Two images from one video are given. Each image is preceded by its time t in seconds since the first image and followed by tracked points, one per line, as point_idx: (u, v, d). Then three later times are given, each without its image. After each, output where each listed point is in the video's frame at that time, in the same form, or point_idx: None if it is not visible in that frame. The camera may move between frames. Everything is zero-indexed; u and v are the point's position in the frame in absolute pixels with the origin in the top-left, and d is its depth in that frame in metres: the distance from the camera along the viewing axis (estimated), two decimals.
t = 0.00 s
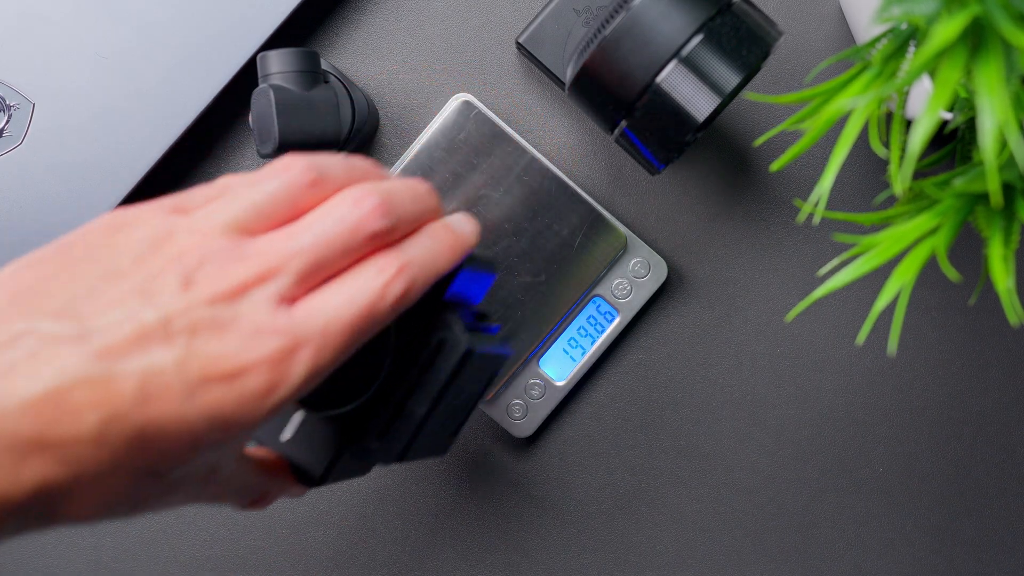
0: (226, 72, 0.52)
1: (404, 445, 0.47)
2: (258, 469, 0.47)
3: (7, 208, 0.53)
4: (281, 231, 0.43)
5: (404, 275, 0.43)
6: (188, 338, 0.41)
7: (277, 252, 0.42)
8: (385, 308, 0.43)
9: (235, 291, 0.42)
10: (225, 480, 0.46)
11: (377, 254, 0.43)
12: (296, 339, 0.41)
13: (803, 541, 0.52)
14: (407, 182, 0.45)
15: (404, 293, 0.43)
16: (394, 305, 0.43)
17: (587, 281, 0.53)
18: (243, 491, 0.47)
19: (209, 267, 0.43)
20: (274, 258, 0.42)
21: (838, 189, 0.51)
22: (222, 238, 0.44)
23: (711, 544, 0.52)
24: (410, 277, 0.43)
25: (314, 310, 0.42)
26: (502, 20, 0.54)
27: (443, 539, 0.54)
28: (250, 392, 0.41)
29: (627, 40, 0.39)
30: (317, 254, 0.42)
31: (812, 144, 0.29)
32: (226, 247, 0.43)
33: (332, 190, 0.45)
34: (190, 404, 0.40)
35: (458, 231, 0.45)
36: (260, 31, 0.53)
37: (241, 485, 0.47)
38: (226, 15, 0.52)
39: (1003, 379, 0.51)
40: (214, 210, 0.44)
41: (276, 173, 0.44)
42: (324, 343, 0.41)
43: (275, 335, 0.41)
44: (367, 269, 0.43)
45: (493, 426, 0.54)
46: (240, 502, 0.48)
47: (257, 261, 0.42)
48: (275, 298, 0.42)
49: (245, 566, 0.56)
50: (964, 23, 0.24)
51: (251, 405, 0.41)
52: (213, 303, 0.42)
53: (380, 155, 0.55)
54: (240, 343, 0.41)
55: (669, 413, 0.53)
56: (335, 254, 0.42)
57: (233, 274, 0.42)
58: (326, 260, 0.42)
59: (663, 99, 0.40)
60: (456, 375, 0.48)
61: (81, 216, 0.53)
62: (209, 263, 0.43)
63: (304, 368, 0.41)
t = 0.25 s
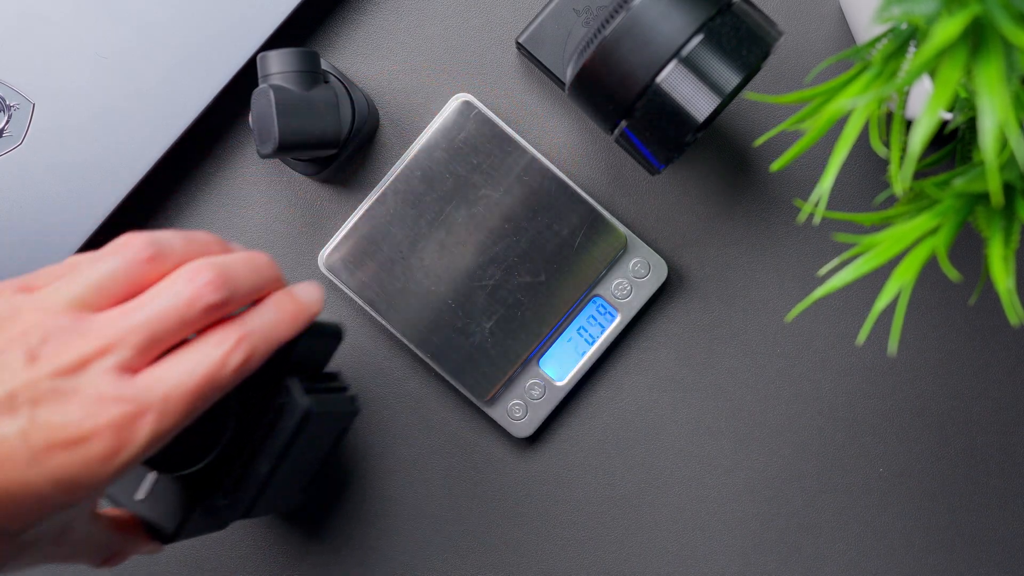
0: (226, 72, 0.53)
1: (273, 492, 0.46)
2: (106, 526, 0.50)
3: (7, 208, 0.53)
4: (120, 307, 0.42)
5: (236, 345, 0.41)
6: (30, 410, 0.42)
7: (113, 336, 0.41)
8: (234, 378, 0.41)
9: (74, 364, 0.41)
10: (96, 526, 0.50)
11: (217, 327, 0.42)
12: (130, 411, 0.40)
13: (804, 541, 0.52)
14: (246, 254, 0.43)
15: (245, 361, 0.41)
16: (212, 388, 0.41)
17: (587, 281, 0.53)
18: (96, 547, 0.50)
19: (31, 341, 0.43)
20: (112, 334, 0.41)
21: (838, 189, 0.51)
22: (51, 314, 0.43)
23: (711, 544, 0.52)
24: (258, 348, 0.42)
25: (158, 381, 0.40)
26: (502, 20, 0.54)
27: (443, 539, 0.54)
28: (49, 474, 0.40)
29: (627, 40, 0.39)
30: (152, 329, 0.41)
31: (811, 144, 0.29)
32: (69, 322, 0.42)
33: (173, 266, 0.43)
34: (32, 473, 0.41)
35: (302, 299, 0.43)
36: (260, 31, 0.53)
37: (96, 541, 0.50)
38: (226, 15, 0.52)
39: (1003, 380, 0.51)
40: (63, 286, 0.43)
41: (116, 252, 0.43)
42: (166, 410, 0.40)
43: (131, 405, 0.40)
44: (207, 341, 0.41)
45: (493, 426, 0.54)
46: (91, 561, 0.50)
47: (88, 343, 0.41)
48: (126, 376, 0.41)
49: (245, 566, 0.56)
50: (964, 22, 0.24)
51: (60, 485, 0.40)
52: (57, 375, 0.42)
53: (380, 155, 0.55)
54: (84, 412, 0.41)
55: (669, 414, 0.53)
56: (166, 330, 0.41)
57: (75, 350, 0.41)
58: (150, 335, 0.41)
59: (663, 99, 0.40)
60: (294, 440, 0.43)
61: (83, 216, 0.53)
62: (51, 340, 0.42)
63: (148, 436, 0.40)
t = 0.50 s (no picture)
0: (226, 72, 0.53)
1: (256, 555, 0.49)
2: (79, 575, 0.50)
3: (6, 208, 0.53)
4: (126, 386, 0.44)
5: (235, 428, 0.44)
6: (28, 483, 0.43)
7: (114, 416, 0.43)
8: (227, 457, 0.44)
9: (80, 438, 0.43)
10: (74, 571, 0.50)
11: (216, 410, 0.45)
12: (130, 489, 0.42)
13: (804, 541, 0.52)
14: (249, 340, 0.46)
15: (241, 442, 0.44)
16: (205, 470, 0.44)
17: (587, 281, 0.53)
18: None
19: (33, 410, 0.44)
20: (115, 411, 0.43)
21: (838, 189, 0.51)
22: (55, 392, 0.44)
23: (711, 543, 0.52)
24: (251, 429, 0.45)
25: (156, 459, 0.43)
26: (502, 20, 0.54)
27: (443, 538, 0.54)
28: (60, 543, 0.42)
29: (627, 40, 0.39)
30: (156, 409, 0.43)
31: (811, 144, 0.29)
32: (71, 398, 0.44)
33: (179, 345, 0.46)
34: (33, 540, 0.42)
35: (297, 384, 0.47)
36: (260, 31, 0.53)
37: None
38: (226, 15, 0.52)
39: (1003, 380, 0.51)
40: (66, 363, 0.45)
41: (125, 330, 0.45)
42: (164, 487, 0.43)
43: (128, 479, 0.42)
44: (207, 423, 0.44)
45: (493, 425, 0.54)
46: None
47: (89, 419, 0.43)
48: (122, 453, 0.43)
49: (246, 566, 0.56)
50: (964, 22, 0.24)
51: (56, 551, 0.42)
52: (61, 448, 0.43)
53: (380, 155, 0.55)
54: (84, 485, 0.42)
55: (669, 414, 0.53)
56: (170, 410, 0.44)
57: (79, 424, 0.43)
58: (155, 414, 0.43)
59: (663, 99, 0.40)
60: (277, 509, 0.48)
61: (82, 216, 0.53)
62: (57, 412, 0.44)
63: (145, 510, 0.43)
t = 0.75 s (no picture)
0: (226, 72, 0.53)
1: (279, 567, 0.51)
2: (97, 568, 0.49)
3: (7, 208, 0.53)
4: (182, 427, 0.44)
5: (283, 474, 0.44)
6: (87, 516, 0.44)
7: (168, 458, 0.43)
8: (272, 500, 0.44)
9: (136, 477, 0.43)
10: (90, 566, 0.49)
11: (264, 454, 0.45)
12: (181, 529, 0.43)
13: (803, 541, 0.52)
14: (298, 388, 0.46)
15: (287, 486, 0.45)
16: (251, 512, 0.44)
17: (587, 281, 0.53)
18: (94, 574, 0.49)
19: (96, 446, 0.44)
20: (171, 452, 0.43)
21: (838, 189, 0.51)
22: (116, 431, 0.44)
23: (711, 543, 0.52)
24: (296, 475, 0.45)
25: (205, 499, 0.43)
26: (502, 20, 0.54)
27: (443, 538, 0.54)
28: None
29: (627, 39, 0.39)
30: (209, 453, 0.43)
31: (811, 144, 0.29)
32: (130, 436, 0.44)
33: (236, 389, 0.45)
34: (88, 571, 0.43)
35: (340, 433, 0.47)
36: (260, 31, 0.53)
37: None
38: (226, 15, 0.52)
39: (1003, 380, 0.51)
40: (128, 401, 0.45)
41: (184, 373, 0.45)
42: (211, 526, 0.43)
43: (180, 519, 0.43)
44: (256, 467, 0.44)
45: (493, 425, 0.54)
46: None
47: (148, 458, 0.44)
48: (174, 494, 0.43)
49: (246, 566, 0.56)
50: (963, 22, 0.24)
51: None
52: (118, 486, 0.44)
53: (380, 155, 0.55)
54: (138, 522, 0.43)
55: (669, 413, 0.53)
56: (222, 455, 0.44)
57: (135, 463, 0.44)
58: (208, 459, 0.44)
59: (663, 98, 0.40)
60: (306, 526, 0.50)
61: (82, 216, 0.53)
62: (116, 450, 0.44)
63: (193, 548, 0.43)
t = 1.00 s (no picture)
0: (226, 72, 0.53)
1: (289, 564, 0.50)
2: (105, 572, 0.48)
3: (7, 208, 0.53)
4: (148, 392, 0.42)
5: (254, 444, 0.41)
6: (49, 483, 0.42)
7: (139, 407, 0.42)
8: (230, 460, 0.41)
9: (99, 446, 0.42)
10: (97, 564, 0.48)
11: (237, 415, 0.41)
12: (147, 496, 0.41)
13: (803, 541, 0.52)
14: (280, 344, 0.42)
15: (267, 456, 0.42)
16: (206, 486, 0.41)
17: (587, 281, 0.53)
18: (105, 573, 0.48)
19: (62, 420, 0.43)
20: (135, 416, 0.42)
21: (838, 189, 0.51)
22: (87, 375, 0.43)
23: (711, 543, 0.52)
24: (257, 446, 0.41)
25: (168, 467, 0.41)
26: (502, 20, 0.54)
27: (443, 538, 0.54)
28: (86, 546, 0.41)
29: (627, 40, 0.39)
30: (175, 415, 0.41)
31: (811, 144, 0.29)
32: (94, 403, 0.43)
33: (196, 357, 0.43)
34: (48, 543, 0.41)
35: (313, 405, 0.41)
36: (261, 31, 0.53)
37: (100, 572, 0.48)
38: (226, 15, 0.52)
39: (1004, 380, 0.51)
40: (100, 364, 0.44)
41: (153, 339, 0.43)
42: (177, 494, 0.40)
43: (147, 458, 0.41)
44: (227, 428, 0.41)
45: (493, 425, 0.54)
46: None
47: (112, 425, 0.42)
48: (138, 451, 0.41)
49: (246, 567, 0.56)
50: (963, 22, 0.24)
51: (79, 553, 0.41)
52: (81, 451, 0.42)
53: (380, 155, 0.55)
54: (102, 490, 0.41)
55: (669, 413, 0.53)
56: (189, 417, 0.41)
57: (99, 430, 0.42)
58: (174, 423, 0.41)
59: (663, 98, 0.40)
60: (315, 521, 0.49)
61: (82, 216, 0.53)
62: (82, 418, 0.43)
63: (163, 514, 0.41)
